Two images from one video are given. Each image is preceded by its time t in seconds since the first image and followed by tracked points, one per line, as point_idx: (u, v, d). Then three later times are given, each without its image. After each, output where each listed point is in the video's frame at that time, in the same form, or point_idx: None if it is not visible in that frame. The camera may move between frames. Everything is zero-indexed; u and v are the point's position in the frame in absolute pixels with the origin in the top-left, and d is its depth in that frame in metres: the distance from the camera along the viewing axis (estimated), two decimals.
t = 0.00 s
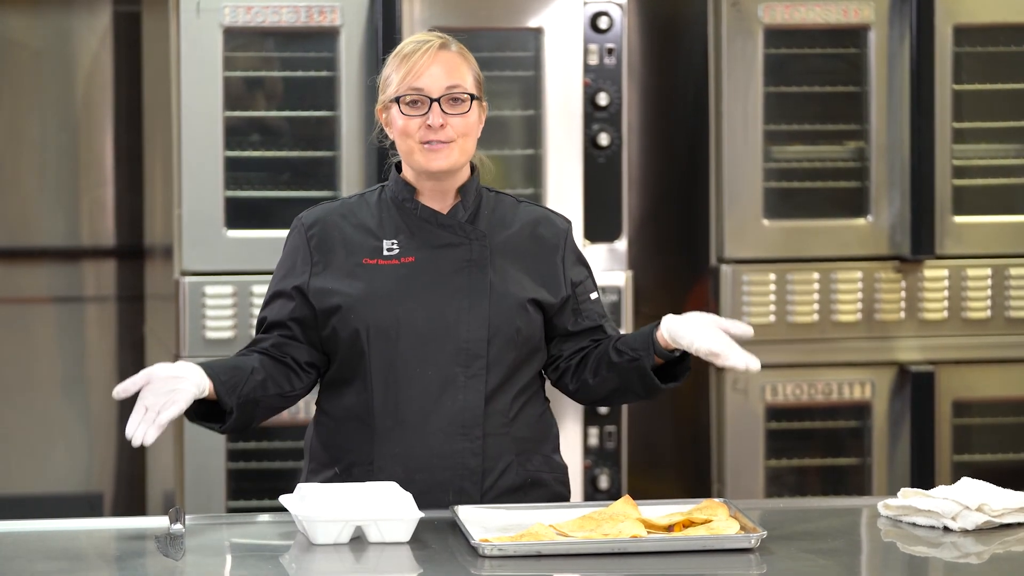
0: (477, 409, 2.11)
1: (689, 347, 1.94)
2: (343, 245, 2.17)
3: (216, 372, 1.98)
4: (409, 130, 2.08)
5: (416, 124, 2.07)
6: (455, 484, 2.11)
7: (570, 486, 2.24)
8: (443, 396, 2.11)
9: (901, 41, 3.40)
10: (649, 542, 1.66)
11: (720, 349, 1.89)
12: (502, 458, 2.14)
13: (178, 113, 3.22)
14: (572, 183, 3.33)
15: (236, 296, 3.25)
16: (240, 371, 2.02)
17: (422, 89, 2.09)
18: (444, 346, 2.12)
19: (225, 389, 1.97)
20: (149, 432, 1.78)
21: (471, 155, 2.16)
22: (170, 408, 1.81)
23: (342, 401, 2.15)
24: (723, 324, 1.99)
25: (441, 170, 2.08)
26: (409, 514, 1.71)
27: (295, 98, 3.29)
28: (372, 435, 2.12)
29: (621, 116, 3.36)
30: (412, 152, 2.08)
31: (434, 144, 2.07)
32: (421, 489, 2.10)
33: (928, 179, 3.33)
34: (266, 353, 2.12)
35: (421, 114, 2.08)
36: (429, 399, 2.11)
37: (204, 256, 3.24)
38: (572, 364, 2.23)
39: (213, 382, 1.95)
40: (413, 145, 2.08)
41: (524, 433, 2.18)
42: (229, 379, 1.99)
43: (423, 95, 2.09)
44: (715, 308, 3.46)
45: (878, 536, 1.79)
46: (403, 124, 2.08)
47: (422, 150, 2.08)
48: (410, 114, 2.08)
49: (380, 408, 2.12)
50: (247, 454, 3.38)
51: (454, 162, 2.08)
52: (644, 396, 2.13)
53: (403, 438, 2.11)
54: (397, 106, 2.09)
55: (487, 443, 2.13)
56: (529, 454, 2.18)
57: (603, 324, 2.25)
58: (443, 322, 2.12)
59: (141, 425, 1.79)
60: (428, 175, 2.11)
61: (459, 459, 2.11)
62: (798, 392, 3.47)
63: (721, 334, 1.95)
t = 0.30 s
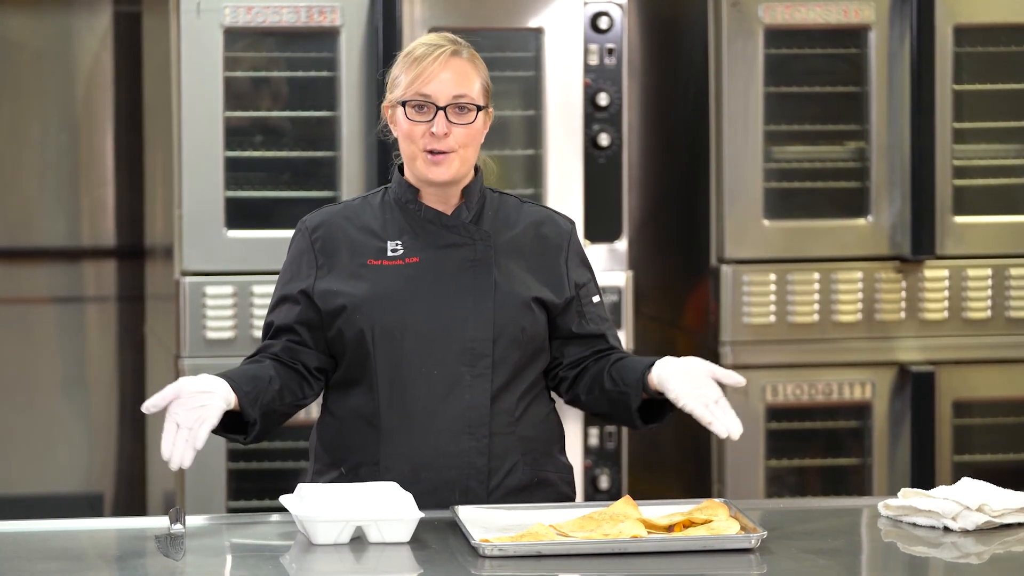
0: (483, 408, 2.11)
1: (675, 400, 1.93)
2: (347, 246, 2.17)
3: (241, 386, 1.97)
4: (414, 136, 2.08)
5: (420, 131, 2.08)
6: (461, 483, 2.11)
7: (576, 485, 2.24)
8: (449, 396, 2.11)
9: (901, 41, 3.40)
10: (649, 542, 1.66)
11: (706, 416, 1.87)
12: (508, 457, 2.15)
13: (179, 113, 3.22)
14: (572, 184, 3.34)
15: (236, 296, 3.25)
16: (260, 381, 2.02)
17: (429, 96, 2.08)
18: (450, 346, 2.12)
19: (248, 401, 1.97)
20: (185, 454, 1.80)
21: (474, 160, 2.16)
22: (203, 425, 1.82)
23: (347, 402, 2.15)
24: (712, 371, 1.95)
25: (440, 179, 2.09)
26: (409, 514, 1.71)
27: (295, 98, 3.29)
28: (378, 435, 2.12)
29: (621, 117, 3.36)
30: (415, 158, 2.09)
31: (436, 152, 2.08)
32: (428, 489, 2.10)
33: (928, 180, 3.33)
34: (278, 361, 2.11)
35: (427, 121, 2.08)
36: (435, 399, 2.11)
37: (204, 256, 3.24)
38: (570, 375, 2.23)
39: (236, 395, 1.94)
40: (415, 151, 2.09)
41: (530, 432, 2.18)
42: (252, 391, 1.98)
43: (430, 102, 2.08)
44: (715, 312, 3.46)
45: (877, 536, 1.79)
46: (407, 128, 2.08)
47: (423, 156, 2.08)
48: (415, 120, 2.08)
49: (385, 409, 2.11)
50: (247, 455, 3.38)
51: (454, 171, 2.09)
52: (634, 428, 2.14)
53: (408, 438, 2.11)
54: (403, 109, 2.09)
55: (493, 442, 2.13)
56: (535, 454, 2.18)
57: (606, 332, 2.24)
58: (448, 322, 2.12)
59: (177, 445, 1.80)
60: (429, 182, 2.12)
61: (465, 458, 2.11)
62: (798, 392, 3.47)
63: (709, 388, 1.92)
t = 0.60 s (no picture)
0: (485, 408, 2.11)
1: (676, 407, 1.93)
2: (350, 245, 2.16)
3: (244, 380, 1.97)
4: (417, 135, 2.08)
5: (423, 130, 2.08)
6: (462, 483, 2.11)
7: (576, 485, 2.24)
8: (452, 396, 2.11)
9: (901, 40, 3.40)
10: (649, 542, 1.66)
11: (708, 426, 1.88)
12: (509, 458, 2.15)
13: (178, 113, 3.22)
14: (572, 184, 3.34)
15: (236, 296, 3.25)
16: (262, 376, 2.02)
17: (432, 95, 2.08)
18: (452, 347, 2.12)
19: (251, 394, 1.97)
20: (188, 447, 1.80)
21: (478, 160, 2.15)
22: (206, 420, 1.82)
23: (349, 401, 2.15)
24: (713, 377, 1.94)
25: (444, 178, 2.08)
26: (409, 514, 1.71)
27: (295, 98, 3.29)
28: (379, 435, 2.12)
29: (621, 117, 3.36)
30: (418, 156, 2.09)
31: (439, 151, 2.08)
32: (430, 489, 2.10)
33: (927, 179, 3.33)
34: (279, 357, 2.11)
35: (430, 119, 2.08)
36: (437, 400, 2.11)
37: (204, 255, 3.24)
38: (573, 377, 2.23)
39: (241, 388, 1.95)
40: (419, 150, 2.08)
41: (532, 432, 2.18)
42: (254, 386, 1.98)
43: (433, 101, 2.08)
44: (715, 311, 3.45)
45: (877, 536, 1.78)
46: (411, 127, 2.08)
47: (427, 155, 2.08)
48: (418, 119, 2.08)
49: (388, 408, 2.11)
50: (247, 454, 3.38)
51: (458, 169, 2.08)
52: (636, 431, 2.14)
53: (410, 438, 2.10)
54: (406, 109, 2.09)
55: (495, 442, 2.13)
56: (536, 454, 2.18)
57: (608, 334, 2.24)
58: (451, 323, 2.12)
59: (180, 438, 1.80)
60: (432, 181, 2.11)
61: (467, 458, 2.11)
62: (798, 392, 3.47)
63: (710, 397, 1.92)
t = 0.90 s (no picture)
0: (485, 409, 2.11)
1: (673, 404, 1.93)
2: (349, 247, 2.16)
3: (245, 381, 1.97)
4: (416, 137, 2.08)
5: (421, 132, 2.08)
6: (463, 483, 2.11)
7: (576, 485, 2.24)
8: (451, 397, 2.11)
9: (901, 40, 3.40)
10: (649, 542, 1.66)
11: (704, 423, 1.88)
12: (509, 458, 2.15)
13: (178, 113, 3.22)
14: (571, 184, 3.34)
15: (236, 296, 3.25)
16: (263, 377, 2.02)
17: (430, 97, 2.08)
18: (451, 348, 2.12)
19: (253, 396, 1.97)
20: (190, 446, 1.80)
21: (475, 161, 2.16)
22: (209, 420, 1.82)
23: (348, 402, 2.15)
24: (708, 374, 1.95)
25: (441, 181, 2.09)
26: (409, 514, 1.71)
27: (295, 98, 3.29)
28: (379, 435, 2.12)
29: (621, 117, 3.36)
30: (416, 159, 2.09)
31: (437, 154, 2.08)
32: (430, 490, 2.10)
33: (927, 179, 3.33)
34: (279, 358, 2.11)
35: (428, 122, 2.08)
36: (437, 400, 2.11)
37: (204, 255, 3.24)
38: (571, 377, 2.23)
39: (243, 390, 1.95)
40: (416, 152, 2.09)
41: (532, 432, 2.18)
42: (256, 387, 1.98)
43: (432, 103, 2.08)
44: (715, 312, 3.45)
45: (877, 536, 1.78)
46: (409, 129, 2.08)
47: (424, 157, 2.08)
48: (416, 121, 2.08)
49: (387, 409, 2.11)
50: (247, 454, 3.39)
51: (455, 173, 2.09)
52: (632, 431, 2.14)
53: (410, 439, 2.11)
54: (404, 110, 2.09)
55: (495, 442, 2.13)
56: (536, 454, 2.18)
57: (607, 333, 2.24)
58: (450, 324, 2.12)
59: (183, 437, 1.81)
60: (429, 184, 2.12)
61: (467, 458, 2.11)
62: (798, 392, 3.47)
63: (705, 394, 1.93)
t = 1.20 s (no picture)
0: (485, 409, 2.12)
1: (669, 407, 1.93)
2: (349, 247, 2.16)
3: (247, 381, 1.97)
4: (414, 137, 2.08)
5: (420, 132, 2.08)
6: (463, 483, 2.11)
7: (575, 485, 2.24)
8: (450, 397, 2.11)
9: (901, 40, 3.40)
10: (649, 541, 1.66)
11: (700, 424, 1.89)
12: (509, 459, 2.15)
13: (178, 113, 3.22)
14: (572, 184, 3.34)
15: (236, 296, 3.25)
16: (265, 379, 2.02)
17: (429, 97, 2.08)
18: (451, 348, 2.12)
19: (255, 397, 1.97)
20: (196, 448, 1.80)
21: (473, 161, 2.16)
22: (215, 421, 1.83)
23: (348, 403, 2.15)
24: (705, 374, 1.94)
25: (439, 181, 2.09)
26: (409, 513, 1.71)
27: (295, 98, 3.29)
28: (379, 436, 2.12)
29: (621, 117, 3.36)
30: (413, 159, 2.09)
31: (435, 154, 2.08)
32: (431, 490, 2.10)
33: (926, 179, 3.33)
34: (280, 360, 2.11)
35: (426, 122, 2.08)
36: (437, 401, 2.11)
37: (204, 255, 3.24)
38: (570, 377, 2.23)
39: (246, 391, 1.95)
40: (414, 152, 2.09)
41: (532, 433, 2.18)
42: (259, 388, 1.99)
43: (430, 103, 2.08)
44: (715, 311, 3.45)
45: (877, 535, 1.78)
46: (408, 129, 2.08)
47: (422, 157, 2.08)
48: (415, 121, 2.08)
49: (387, 409, 2.11)
50: (247, 454, 3.39)
51: (453, 173, 2.09)
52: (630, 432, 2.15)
53: (410, 439, 2.11)
54: (403, 110, 2.09)
55: (495, 443, 2.13)
56: (536, 454, 2.18)
57: (606, 334, 2.24)
58: (449, 324, 2.12)
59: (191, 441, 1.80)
60: (426, 183, 2.12)
61: (467, 458, 2.11)
62: (798, 392, 3.47)
63: (701, 395, 1.93)
